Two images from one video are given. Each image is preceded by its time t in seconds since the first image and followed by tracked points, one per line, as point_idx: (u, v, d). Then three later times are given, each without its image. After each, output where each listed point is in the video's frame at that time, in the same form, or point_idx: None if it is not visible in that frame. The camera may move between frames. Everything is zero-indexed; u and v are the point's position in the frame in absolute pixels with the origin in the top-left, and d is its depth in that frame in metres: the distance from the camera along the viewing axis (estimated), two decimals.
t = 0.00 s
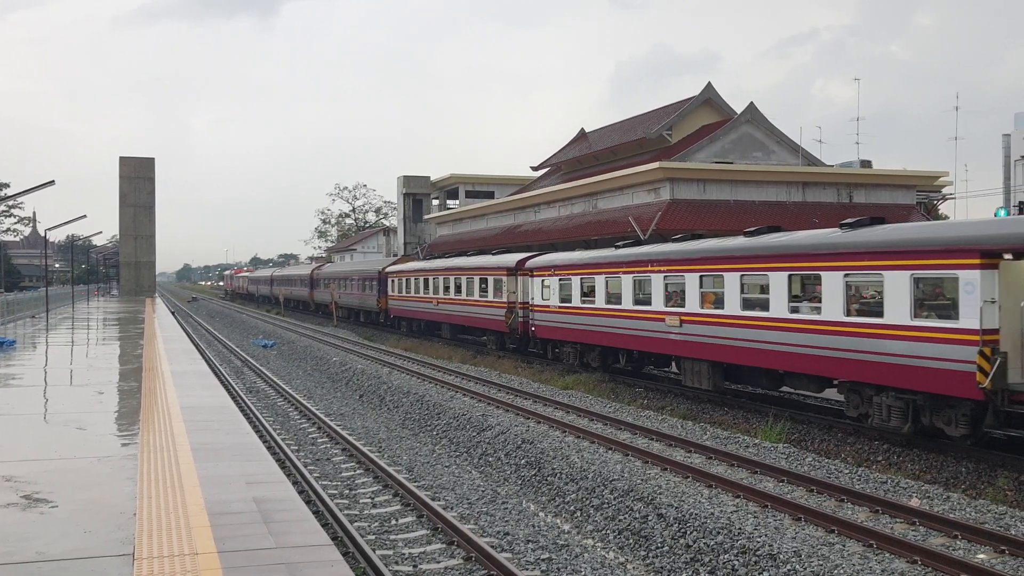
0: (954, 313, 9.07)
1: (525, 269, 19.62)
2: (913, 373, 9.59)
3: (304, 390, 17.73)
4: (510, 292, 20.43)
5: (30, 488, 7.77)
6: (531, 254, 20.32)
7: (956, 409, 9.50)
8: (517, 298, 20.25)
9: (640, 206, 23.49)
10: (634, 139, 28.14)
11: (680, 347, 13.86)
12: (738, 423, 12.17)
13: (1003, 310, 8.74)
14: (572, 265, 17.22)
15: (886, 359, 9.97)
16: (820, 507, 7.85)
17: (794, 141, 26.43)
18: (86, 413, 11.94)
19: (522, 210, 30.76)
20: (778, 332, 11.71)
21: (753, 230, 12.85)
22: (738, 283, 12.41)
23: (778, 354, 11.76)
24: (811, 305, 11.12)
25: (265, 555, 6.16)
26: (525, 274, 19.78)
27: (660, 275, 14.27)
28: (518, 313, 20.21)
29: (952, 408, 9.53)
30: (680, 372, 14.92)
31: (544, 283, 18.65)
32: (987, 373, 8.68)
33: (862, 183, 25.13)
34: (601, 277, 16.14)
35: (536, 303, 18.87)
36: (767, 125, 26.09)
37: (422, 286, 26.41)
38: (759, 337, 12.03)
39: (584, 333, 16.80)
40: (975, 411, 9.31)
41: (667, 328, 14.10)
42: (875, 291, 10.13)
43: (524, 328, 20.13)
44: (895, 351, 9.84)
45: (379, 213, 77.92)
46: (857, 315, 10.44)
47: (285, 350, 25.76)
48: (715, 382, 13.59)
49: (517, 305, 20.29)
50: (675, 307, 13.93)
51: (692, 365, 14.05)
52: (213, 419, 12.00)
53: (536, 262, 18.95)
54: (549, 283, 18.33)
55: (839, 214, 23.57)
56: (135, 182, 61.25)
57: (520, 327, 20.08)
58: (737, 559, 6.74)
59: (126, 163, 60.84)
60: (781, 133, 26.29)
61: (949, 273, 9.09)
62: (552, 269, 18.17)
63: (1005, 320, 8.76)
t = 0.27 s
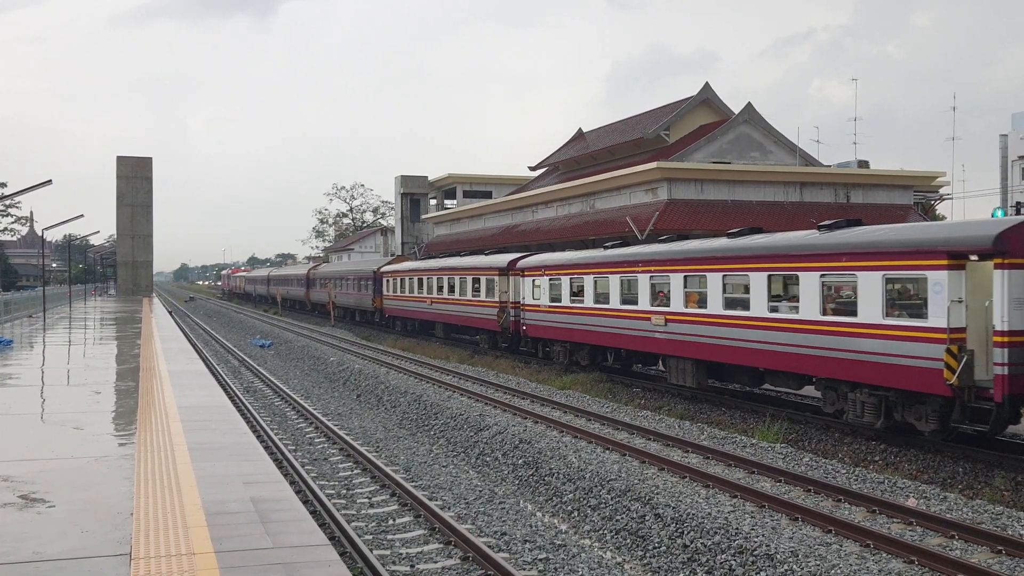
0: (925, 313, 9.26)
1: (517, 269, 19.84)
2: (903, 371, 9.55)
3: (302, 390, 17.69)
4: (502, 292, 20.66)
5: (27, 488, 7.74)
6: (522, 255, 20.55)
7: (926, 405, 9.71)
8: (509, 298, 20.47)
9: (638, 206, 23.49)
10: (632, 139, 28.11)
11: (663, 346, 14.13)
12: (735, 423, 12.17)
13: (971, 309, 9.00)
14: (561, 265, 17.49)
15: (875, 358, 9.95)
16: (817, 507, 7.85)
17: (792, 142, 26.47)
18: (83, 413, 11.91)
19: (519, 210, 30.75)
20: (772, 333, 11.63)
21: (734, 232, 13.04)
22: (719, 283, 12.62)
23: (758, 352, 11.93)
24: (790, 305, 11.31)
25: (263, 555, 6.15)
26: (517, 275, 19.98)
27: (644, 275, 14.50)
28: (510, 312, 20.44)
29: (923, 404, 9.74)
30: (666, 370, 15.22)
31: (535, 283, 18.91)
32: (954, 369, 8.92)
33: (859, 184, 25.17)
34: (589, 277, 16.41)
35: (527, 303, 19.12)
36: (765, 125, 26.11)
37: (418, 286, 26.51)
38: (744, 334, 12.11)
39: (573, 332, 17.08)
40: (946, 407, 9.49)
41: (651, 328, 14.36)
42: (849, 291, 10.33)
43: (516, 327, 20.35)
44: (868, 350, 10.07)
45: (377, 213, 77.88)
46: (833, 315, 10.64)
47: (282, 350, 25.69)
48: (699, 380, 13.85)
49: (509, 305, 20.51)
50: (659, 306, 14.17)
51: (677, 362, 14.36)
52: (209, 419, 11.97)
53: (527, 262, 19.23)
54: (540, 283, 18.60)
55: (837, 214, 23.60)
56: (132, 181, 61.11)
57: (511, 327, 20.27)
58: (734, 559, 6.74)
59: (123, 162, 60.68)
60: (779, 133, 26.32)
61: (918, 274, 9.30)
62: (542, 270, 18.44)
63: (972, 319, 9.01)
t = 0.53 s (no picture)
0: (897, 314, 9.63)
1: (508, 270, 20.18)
2: (892, 371, 9.70)
3: (299, 391, 17.68)
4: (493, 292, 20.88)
5: (24, 488, 7.73)
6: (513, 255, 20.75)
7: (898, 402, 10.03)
8: (500, 298, 20.71)
9: (636, 206, 23.51)
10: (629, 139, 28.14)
11: (650, 344, 14.50)
12: (732, 423, 12.18)
13: (940, 309, 9.33)
14: (552, 265, 17.87)
15: (867, 359, 10.06)
16: (814, 508, 7.86)
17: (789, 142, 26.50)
18: (80, 413, 11.90)
19: (517, 210, 30.77)
20: (767, 333, 11.73)
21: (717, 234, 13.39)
22: (703, 283, 13.00)
23: (740, 351, 12.28)
24: (770, 304, 11.67)
25: (260, 556, 6.14)
26: (509, 275, 20.35)
27: (631, 276, 14.94)
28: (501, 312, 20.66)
29: (895, 400, 10.06)
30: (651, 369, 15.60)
31: (526, 283, 19.23)
32: (921, 366, 9.31)
33: (856, 184, 25.20)
34: (579, 277, 16.80)
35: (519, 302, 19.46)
36: (762, 126, 26.13)
37: (416, 286, 26.49)
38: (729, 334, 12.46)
39: (564, 330, 17.45)
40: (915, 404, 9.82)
41: (639, 326, 14.74)
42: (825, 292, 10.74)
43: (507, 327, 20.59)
44: (842, 348, 10.47)
45: (374, 213, 77.88)
46: (809, 314, 11.03)
47: (279, 351, 25.67)
48: (684, 378, 14.29)
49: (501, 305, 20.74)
50: (646, 306, 14.55)
51: (662, 361, 14.76)
52: (206, 419, 11.97)
53: (519, 263, 19.60)
54: (531, 283, 18.94)
55: (834, 215, 23.62)
56: (129, 181, 61.03)
57: (502, 326, 20.60)
58: (731, 559, 6.74)
59: (121, 162, 60.61)
60: (776, 133, 26.34)
61: (889, 275, 9.72)
62: (533, 270, 18.83)
63: (940, 318, 9.33)
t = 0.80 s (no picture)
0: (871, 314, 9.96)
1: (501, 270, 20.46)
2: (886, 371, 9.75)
3: (297, 391, 17.68)
4: (486, 292, 21.30)
5: (22, 488, 7.72)
6: (506, 257, 21.18)
7: (871, 399, 10.42)
8: (493, 297, 21.10)
9: (634, 206, 23.54)
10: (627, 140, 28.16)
11: (636, 343, 14.86)
12: (730, 424, 12.19)
13: (909, 309, 9.66)
14: (542, 265, 18.25)
15: (860, 358, 10.10)
16: (812, 508, 7.87)
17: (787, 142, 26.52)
18: (78, 413, 11.89)
19: (515, 210, 30.78)
20: (759, 333, 11.87)
21: (701, 235, 13.70)
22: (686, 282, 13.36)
23: (722, 349, 12.63)
24: (751, 304, 12.00)
25: (258, 556, 6.14)
26: (501, 275, 20.72)
27: (618, 276, 15.30)
28: (494, 311, 21.04)
29: (869, 397, 10.45)
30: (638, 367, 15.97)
31: (517, 283, 19.56)
32: (893, 364, 9.63)
33: (854, 184, 25.24)
34: (568, 277, 17.18)
35: (510, 302, 19.78)
36: (760, 126, 26.16)
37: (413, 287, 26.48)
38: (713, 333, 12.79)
39: (552, 330, 17.81)
40: (888, 401, 10.18)
41: (626, 326, 15.10)
42: (801, 292, 11.10)
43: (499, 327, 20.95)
44: (817, 346, 10.83)
45: (372, 213, 77.83)
46: (788, 313, 11.37)
47: (277, 351, 25.65)
48: (668, 376, 14.67)
49: (494, 304, 21.13)
50: (633, 306, 14.91)
51: (648, 359, 15.13)
52: (204, 419, 11.96)
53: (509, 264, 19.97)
54: (522, 283, 19.28)
55: (832, 215, 23.64)
56: (127, 181, 60.96)
57: (496, 326, 20.91)
58: (730, 560, 6.75)
59: (118, 162, 60.57)
60: (774, 134, 26.36)
61: (860, 276, 10.10)
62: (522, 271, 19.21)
63: (910, 318, 9.67)
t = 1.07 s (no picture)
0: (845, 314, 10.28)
1: (492, 271, 20.66)
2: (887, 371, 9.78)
3: (295, 391, 17.69)
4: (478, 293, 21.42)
5: (19, 489, 7.72)
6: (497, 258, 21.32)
7: (846, 395, 10.77)
8: (486, 298, 21.21)
9: (632, 206, 23.56)
10: (625, 140, 28.18)
11: (623, 342, 15.17)
12: (728, 424, 12.19)
13: (881, 308, 9.98)
14: (531, 266, 18.61)
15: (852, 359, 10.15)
16: (811, 508, 7.88)
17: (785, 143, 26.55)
18: (76, 413, 11.90)
19: (513, 211, 30.80)
20: (750, 332, 11.96)
21: (685, 237, 13.98)
22: (670, 282, 13.67)
23: (706, 347, 12.93)
24: (733, 305, 12.26)
25: (255, 557, 6.13)
26: (492, 276, 20.85)
27: (604, 276, 15.62)
28: (486, 312, 21.16)
29: (844, 393, 10.79)
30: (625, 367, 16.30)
31: (509, 284, 19.75)
32: (864, 361, 9.97)
33: (852, 185, 25.27)
34: (556, 278, 17.52)
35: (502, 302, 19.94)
36: (758, 126, 26.18)
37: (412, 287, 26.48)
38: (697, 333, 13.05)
39: (541, 330, 18.16)
40: (861, 398, 10.52)
41: (613, 326, 15.42)
42: (778, 292, 11.41)
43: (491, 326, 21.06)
44: (795, 344, 11.14)
45: (371, 213, 77.85)
46: (766, 313, 11.66)
47: (276, 351, 25.65)
48: (654, 374, 15.02)
49: (486, 305, 21.25)
50: (619, 306, 15.24)
51: (634, 358, 15.48)
52: (202, 419, 11.96)
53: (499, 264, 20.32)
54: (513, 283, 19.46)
55: (830, 216, 23.67)
56: (125, 182, 60.96)
57: (487, 326, 21.09)
58: (728, 560, 6.75)
59: (117, 163, 60.56)
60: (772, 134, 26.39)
61: (835, 277, 10.41)
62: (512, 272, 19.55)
63: (882, 317, 9.98)
